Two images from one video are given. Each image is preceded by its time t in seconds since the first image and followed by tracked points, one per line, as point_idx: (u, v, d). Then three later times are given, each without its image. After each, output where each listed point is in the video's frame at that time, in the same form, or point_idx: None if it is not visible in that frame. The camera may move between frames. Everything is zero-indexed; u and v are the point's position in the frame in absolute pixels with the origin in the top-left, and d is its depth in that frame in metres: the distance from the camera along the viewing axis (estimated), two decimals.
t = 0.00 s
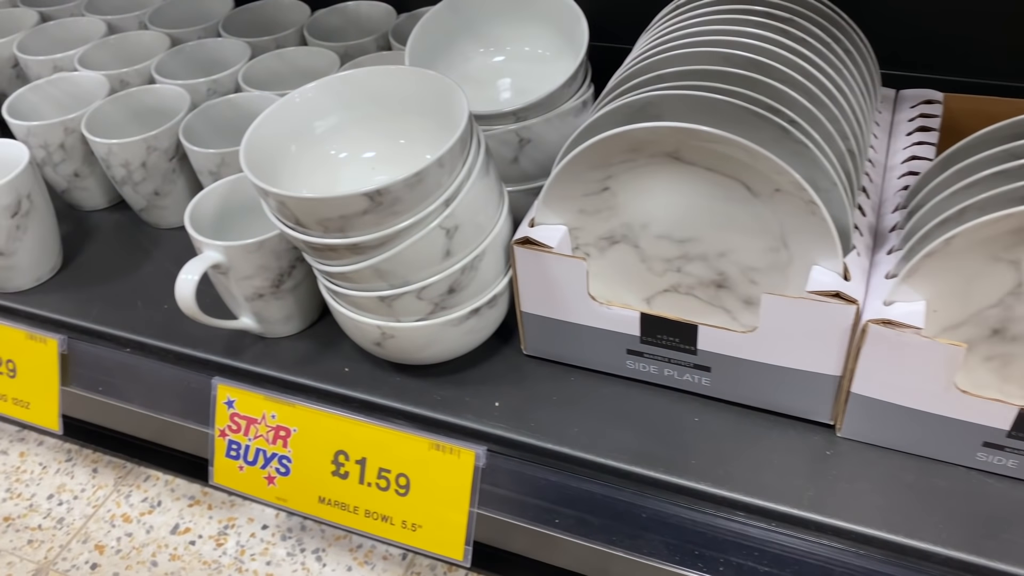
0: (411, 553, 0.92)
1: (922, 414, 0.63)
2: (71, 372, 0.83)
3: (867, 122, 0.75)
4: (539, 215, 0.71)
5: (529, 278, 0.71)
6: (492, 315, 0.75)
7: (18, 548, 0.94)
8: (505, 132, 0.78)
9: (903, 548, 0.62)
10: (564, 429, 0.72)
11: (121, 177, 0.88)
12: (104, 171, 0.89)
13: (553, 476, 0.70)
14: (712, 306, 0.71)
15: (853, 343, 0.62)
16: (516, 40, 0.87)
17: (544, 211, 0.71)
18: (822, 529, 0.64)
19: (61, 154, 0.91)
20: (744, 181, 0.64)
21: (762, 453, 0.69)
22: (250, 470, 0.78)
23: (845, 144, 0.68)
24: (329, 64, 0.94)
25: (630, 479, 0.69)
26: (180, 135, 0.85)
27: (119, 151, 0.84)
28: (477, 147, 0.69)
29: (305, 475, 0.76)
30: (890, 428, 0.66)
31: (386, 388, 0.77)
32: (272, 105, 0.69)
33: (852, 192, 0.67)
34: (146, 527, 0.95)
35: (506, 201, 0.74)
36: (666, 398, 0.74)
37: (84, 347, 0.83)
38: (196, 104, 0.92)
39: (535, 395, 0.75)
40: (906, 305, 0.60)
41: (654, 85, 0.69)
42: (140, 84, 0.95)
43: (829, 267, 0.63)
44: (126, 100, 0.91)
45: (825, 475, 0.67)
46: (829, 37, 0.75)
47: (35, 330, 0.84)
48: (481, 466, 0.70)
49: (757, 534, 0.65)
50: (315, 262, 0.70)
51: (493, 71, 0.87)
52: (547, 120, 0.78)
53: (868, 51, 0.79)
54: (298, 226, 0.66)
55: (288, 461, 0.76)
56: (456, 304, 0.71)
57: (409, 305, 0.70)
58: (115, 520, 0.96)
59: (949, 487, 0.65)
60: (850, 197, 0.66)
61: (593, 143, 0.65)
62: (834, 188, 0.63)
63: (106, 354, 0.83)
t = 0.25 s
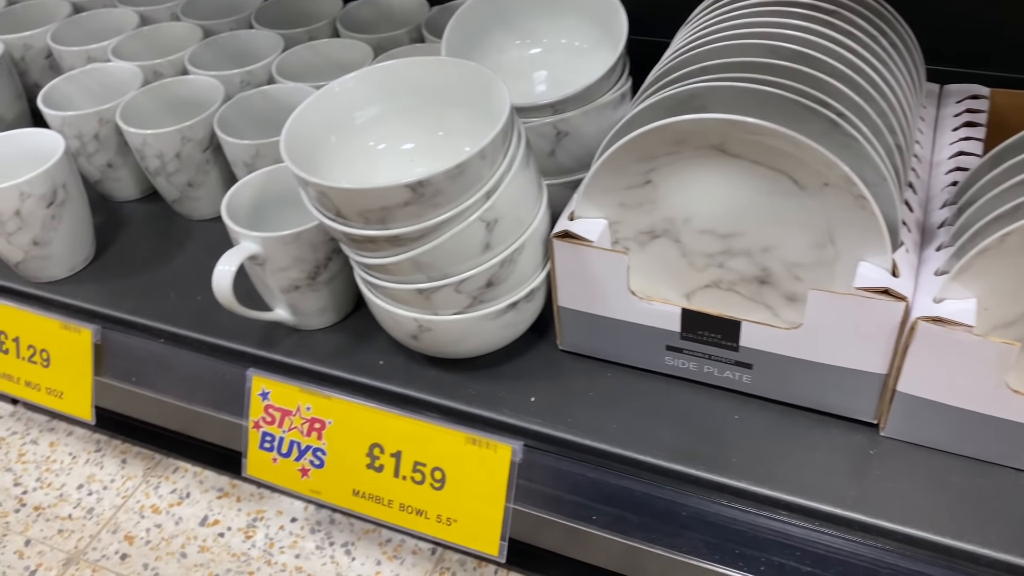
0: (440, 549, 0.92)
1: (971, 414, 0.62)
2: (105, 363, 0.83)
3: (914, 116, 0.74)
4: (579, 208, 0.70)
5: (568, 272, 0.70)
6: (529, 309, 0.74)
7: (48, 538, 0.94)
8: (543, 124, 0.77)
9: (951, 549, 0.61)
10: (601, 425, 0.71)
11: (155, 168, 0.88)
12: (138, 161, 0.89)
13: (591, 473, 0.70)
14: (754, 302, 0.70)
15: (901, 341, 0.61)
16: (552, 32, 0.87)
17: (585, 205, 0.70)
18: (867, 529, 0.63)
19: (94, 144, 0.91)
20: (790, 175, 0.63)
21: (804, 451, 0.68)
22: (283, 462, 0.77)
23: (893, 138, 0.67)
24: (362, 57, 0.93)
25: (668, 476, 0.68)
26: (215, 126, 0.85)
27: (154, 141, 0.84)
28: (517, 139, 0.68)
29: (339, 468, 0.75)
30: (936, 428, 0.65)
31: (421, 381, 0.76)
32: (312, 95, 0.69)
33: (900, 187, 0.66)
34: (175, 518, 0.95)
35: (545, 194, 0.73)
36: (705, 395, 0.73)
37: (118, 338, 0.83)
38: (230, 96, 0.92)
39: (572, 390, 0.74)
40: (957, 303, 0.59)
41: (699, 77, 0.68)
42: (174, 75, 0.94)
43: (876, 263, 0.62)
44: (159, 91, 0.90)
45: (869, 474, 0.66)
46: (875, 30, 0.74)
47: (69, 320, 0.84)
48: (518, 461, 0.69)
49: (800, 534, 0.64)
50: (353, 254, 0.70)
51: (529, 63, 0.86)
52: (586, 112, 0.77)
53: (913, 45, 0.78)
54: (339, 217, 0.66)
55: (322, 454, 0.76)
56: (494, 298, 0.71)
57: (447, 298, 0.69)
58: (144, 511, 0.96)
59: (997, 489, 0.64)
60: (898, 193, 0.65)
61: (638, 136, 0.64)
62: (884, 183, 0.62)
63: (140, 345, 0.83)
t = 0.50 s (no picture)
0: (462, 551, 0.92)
1: (1008, 425, 0.61)
2: (130, 361, 0.83)
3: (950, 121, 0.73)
4: (608, 211, 0.70)
5: (597, 276, 0.69)
6: (556, 313, 0.74)
7: (71, 534, 0.94)
8: (571, 126, 0.77)
9: (986, 563, 0.60)
10: (629, 431, 0.70)
11: (181, 167, 0.88)
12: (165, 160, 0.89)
13: (619, 479, 0.69)
14: (784, 309, 0.70)
15: (936, 350, 0.60)
16: (581, 33, 0.86)
17: (614, 208, 0.69)
18: (900, 541, 0.62)
19: (121, 142, 0.91)
20: (825, 181, 0.63)
21: (835, 460, 0.67)
22: (308, 463, 0.77)
23: (931, 144, 0.67)
24: (388, 57, 0.93)
25: (697, 483, 0.67)
26: (242, 125, 0.85)
27: (181, 140, 0.84)
28: (547, 143, 0.68)
29: (364, 469, 0.75)
30: (971, 438, 0.64)
31: (447, 384, 0.76)
32: (340, 95, 0.69)
33: (937, 193, 0.65)
34: (197, 516, 0.95)
35: (574, 197, 0.73)
36: (734, 402, 0.72)
37: (143, 336, 0.83)
38: (256, 95, 0.92)
39: (599, 395, 0.74)
40: (996, 313, 0.58)
41: (732, 80, 0.67)
42: (200, 74, 0.95)
43: (912, 270, 0.62)
44: (186, 90, 0.91)
45: (901, 485, 0.65)
46: (911, 34, 0.73)
47: (95, 318, 0.84)
48: (545, 466, 0.69)
49: (832, 544, 0.64)
50: (381, 256, 0.70)
51: (557, 64, 0.86)
52: (615, 114, 0.77)
53: (949, 49, 0.78)
54: (369, 220, 0.65)
55: (348, 455, 0.76)
56: (521, 301, 0.70)
57: (475, 302, 0.69)
58: (166, 509, 0.96)
59: None
60: (935, 199, 0.64)
61: (671, 140, 0.64)
62: (921, 190, 0.61)
63: (165, 344, 0.83)
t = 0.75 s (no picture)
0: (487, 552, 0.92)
1: None
2: (161, 359, 0.84)
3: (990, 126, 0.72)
4: (642, 215, 0.69)
5: (629, 280, 0.69)
6: (588, 316, 0.74)
7: (99, 529, 0.95)
8: (604, 128, 0.76)
9: None
10: (661, 436, 0.70)
11: (212, 166, 0.88)
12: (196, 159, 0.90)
13: (650, 484, 0.69)
14: (820, 315, 0.69)
15: (977, 359, 0.59)
16: (613, 35, 0.86)
17: (648, 211, 0.69)
18: (938, 551, 0.61)
19: (152, 141, 0.91)
20: (865, 187, 0.62)
21: (870, 469, 0.67)
22: (337, 463, 0.78)
23: (972, 149, 0.66)
24: (417, 57, 0.93)
25: (730, 490, 0.67)
26: (273, 125, 0.85)
27: (212, 139, 0.85)
28: (582, 147, 0.67)
29: (394, 470, 0.75)
30: (1010, 449, 0.63)
31: (477, 386, 0.76)
32: (374, 97, 0.69)
33: (978, 200, 0.65)
34: (223, 514, 0.96)
35: (607, 200, 0.72)
36: (766, 408, 0.72)
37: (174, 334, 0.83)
38: (286, 94, 0.92)
39: (630, 399, 0.73)
40: None
41: (770, 84, 0.67)
42: (230, 72, 0.95)
43: (953, 278, 0.61)
44: (217, 89, 0.91)
45: (938, 495, 0.64)
46: (951, 38, 0.73)
47: (126, 316, 0.84)
48: (576, 470, 0.68)
49: (867, 554, 0.63)
50: (414, 258, 0.70)
51: (588, 65, 0.85)
52: (648, 117, 0.76)
53: (988, 53, 0.77)
54: (403, 221, 0.65)
55: (377, 456, 0.76)
56: (554, 305, 0.70)
57: (508, 305, 0.68)
58: (193, 506, 0.97)
59: None
60: (976, 206, 0.64)
61: (708, 144, 0.63)
62: (963, 197, 0.61)
63: (196, 342, 0.83)
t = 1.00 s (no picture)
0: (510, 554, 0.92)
1: None
2: (189, 357, 0.84)
3: None
4: (674, 219, 0.69)
5: (659, 284, 0.68)
6: (617, 321, 0.73)
7: (125, 525, 0.96)
8: (634, 132, 0.76)
9: None
10: (689, 442, 0.70)
11: (241, 166, 0.89)
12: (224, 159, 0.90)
13: (679, 490, 0.69)
14: (852, 322, 0.68)
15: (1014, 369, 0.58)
16: (643, 37, 0.85)
17: (679, 216, 0.69)
18: (971, 562, 0.61)
19: (181, 141, 0.92)
20: (901, 195, 0.62)
21: (901, 478, 0.66)
22: (364, 464, 0.78)
23: (1009, 157, 0.65)
24: (445, 59, 0.93)
25: (759, 497, 0.67)
26: (302, 126, 0.85)
27: (241, 140, 0.85)
28: (614, 151, 0.67)
29: (421, 472, 0.75)
30: None
31: (504, 390, 0.76)
32: (405, 100, 0.69)
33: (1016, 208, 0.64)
34: (248, 512, 0.96)
35: (637, 204, 0.72)
36: (796, 415, 0.71)
37: (202, 333, 0.84)
38: (314, 95, 0.92)
39: (658, 405, 0.73)
40: None
41: (804, 90, 0.67)
42: (258, 73, 0.95)
43: (990, 286, 0.60)
44: (246, 89, 0.91)
45: (971, 505, 0.64)
46: (987, 43, 0.72)
47: (155, 314, 0.85)
48: (604, 475, 0.68)
49: (898, 564, 0.62)
50: (443, 260, 0.70)
51: (618, 68, 0.85)
52: (678, 120, 0.76)
53: None
54: (434, 225, 0.65)
55: (404, 458, 0.76)
56: (583, 309, 0.70)
57: (537, 309, 0.68)
58: (217, 503, 0.98)
59: None
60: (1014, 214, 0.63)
61: (742, 150, 0.63)
62: (1001, 206, 0.60)
63: (224, 341, 0.83)
